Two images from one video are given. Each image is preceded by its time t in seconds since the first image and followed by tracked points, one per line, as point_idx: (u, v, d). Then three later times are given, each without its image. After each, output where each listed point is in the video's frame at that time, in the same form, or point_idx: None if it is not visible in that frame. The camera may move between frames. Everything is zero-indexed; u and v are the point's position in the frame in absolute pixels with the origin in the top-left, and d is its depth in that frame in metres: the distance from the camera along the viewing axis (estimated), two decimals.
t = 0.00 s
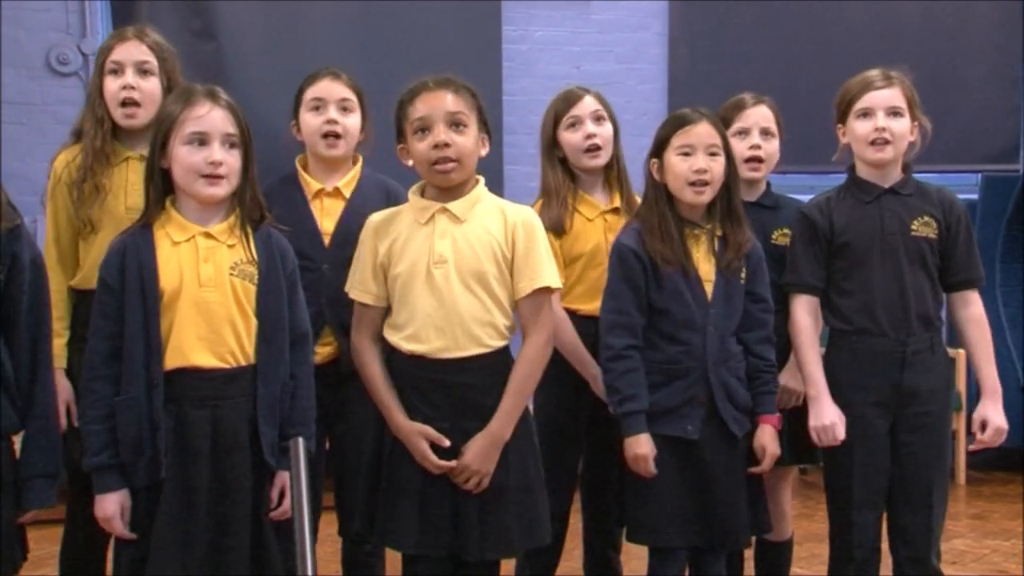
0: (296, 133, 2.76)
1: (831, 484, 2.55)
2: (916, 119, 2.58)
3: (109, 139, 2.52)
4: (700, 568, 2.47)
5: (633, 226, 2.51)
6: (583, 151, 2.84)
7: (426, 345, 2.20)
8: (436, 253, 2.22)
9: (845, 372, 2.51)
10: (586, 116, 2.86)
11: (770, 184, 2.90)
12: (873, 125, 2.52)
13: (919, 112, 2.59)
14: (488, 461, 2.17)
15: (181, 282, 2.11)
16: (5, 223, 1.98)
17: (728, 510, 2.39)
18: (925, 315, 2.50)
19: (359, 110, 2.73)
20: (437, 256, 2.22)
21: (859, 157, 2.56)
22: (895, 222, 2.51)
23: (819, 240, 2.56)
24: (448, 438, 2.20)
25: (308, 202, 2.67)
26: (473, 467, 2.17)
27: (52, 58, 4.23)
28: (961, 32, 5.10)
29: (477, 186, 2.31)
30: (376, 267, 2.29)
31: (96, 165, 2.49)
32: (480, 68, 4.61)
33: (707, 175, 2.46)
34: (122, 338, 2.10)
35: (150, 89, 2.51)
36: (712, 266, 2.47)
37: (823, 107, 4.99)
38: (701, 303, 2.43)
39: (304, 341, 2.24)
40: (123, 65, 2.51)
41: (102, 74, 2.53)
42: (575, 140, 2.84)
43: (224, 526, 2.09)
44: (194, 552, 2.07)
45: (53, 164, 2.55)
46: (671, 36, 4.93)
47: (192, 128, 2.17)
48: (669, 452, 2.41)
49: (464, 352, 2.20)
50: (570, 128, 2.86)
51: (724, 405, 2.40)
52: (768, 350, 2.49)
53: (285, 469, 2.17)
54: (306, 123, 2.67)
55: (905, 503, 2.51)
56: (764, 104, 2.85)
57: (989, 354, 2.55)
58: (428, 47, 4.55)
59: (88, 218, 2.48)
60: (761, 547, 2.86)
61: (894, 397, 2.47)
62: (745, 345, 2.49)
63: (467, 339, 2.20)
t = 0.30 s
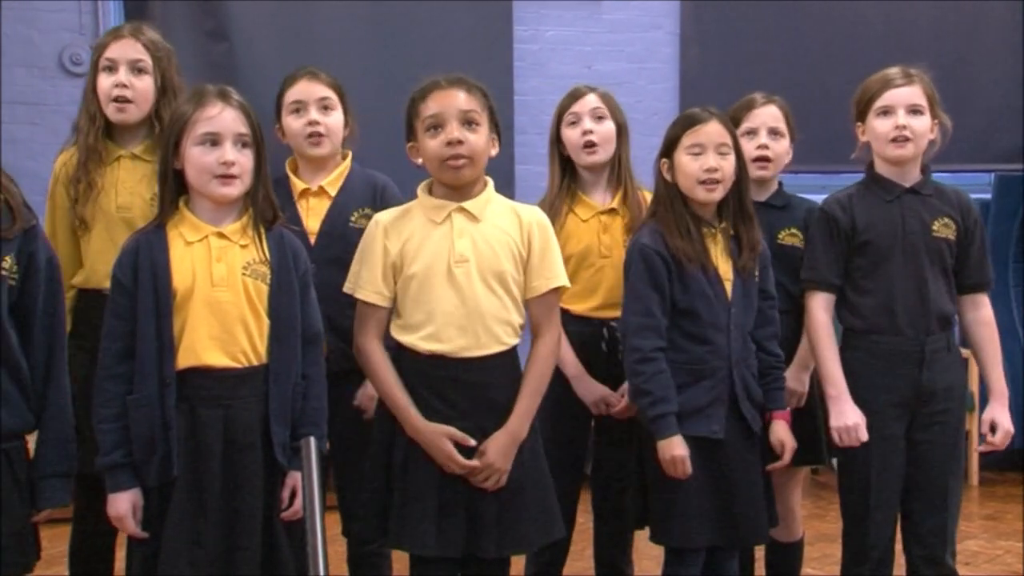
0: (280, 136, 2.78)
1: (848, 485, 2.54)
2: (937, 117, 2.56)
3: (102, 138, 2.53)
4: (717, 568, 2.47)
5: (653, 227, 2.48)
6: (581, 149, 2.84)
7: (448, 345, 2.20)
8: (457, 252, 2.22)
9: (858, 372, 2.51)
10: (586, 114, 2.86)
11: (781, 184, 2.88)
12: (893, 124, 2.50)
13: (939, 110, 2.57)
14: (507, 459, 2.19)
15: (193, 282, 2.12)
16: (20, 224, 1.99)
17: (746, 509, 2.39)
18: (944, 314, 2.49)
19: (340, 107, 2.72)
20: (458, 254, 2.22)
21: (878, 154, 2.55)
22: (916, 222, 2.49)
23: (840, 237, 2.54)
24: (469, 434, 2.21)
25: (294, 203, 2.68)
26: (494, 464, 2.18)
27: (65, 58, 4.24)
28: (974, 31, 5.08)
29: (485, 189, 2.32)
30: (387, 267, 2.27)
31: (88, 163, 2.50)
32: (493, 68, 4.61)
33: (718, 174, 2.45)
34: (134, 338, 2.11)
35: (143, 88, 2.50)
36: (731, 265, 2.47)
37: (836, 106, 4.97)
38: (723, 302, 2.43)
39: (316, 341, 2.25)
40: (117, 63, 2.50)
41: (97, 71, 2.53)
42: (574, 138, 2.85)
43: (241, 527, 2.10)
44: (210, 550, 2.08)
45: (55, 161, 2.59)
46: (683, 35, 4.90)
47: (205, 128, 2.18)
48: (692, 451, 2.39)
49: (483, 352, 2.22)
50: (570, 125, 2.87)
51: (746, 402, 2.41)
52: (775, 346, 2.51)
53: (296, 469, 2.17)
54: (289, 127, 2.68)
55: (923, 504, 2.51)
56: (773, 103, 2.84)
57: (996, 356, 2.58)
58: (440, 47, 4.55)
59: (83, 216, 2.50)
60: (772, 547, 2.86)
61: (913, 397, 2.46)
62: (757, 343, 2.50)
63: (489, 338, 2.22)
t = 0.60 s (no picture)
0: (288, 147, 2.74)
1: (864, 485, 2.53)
2: (970, 116, 2.53)
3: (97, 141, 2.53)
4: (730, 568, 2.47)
5: (665, 227, 2.46)
6: (575, 146, 2.84)
7: (485, 344, 2.22)
8: (491, 252, 2.24)
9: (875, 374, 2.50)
10: (585, 111, 2.85)
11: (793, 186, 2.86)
12: (925, 125, 2.48)
13: (971, 110, 2.54)
14: (531, 453, 2.24)
15: (206, 281, 2.13)
16: (36, 223, 2.01)
17: (760, 509, 2.39)
18: (971, 316, 2.47)
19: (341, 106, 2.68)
20: (493, 254, 2.24)
21: (911, 154, 2.52)
22: (947, 225, 2.48)
23: (870, 239, 2.51)
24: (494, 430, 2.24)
25: (318, 208, 2.65)
26: (520, 461, 2.22)
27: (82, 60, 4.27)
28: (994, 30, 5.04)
29: (498, 193, 2.34)
30: (417, 267, 2.23)
31: (84, 167, 2.50)
32: (509, 68, 4.60)
33: (732, 175, 2.44)
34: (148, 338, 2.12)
35: (141, 90, 2.52)
36: (743, 266, 2.46)
37: (854, 106, 4.94)
38: (736, 302, 2.42)
39: (330, 341, 2.25)
40: (115, 65, 2.51)
41: (93, 73, 2.53)
42: (569, 134, 2.86)
43: (254, 525, 2.10)
44: (224, 549, 2.09)
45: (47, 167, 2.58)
46: (697, 35, 4.82)
47: (218, 125, 2.19)
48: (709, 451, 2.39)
49: (510, 350, 2.25)
50: (568, 122, 2.87)
51: (758, 401, 2.41)
52: (786, 345, 2.51)
53: (309, 469, 2.18)
54: (297, 139, 2.65)
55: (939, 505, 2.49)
56: (790, 105, 2.83)
57: None
58: (455, 46, 4.55)
59: (78, 221, 2.49)
60: (786, 548, 2.85)
61: (933, 398, 2.45)
62: (769, 343, 2.49)
63: (518, 334, 2.26)
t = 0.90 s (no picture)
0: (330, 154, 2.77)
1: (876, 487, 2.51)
2: (986, 115, 2.50)
3: (115, 142, 2.53)
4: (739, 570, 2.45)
5: (669, 228, 2.47)
6: (570, 142, 2.84)
7: (510, 343, 2.22)
8: (513, 252, 2.25)
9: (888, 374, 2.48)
10: (583, 108, 2.85)
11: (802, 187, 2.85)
12: (942, 122, 2.44)
13: (988, 107, 2.50)
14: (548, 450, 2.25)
15: (213, 281, 2.13)
16: (47, 221, 2.02)
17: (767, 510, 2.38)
18: (988, 315, 2.44)
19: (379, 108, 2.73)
20: (516, 254, 2.25)
21: (927, 153, 2.49)
22: (962, 224, 2.45)
23: (885, 240, 2.50)
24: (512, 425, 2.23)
25: (367, 209, 2.64)
26: (541, 458, 2.23)
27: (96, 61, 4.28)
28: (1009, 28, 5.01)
29: (511, 193, 2.34)
30: (442, 266, 2.21)
31: (101, 168, 2.50)
32: (521, 67, 4.58)
33: (741, 176, 2.43)
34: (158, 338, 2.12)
35: (162, 91, 2.53)
36: (747, 266, 2.45)
37: (867, 105, 4.92)
38: (739, 302, 2.41)
39: (340, 341, 2.24)
40: (136, 66, 2.52)
41: (112, 73, 2.53)
42: (565, 129, 2.85)
43: (260, 526, 2.10)
44: (231, 549, 2.09)
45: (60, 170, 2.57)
46: (710, 33, 4.77)
47: (225, 120, 2.20)
48: (704, 450, 2.38)
49: (528, 348, 2.26)
50: (566, 117, 2.87)
51: (762, 401, 2.38)
52: (800, 347, 2.49)
53: (320, 471, 2.18)
54: (339, 139, 2.68)
55: (951, 508, 2.48)
56: (803, 104, 2.80)
57: None
58: (467, 45, 4.54)
59: (97, 221, 2.49)
60: (799, 549, 2.83)
61: (947, 398, 2.43)
62: (780, 343, 2.47)
63: (535, 334, 2.28)
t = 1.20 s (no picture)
0: (376, 142, 2.82)
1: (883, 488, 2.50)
2: (986, 115, 2.52)
3: (155, 141, 2.53)
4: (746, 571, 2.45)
5: (675, 228, 2.48)
6: (581, 140, 2.82)
7: (516, 343, 2.22)
8: (519, 252, 2.25)
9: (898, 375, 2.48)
10: (596, 108, 2.84)
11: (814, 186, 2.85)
12: (942, 122, 2.46)
13: (989, 108, 2.53)
14: (560, 451, 2.23)
15: (229, 281, 2.14)
16: (52, 220, 2.02)
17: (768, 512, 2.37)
18: (994, 315, 2.44)
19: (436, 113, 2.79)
20: (521, 254, 2.24)
21: (928, 153, 2.50)
22: (963, 223, 2.45)
23: (886, 245, 2.51)
24: (519, 429, 2.23)
25: (405, 208, 2.68)
26: (549, 460, 2.22)
27: (109, 61, 4.29)
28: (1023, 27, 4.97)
29: (527, 191, 2.35)
30: (445, 267, 2.24)
31: (145, 166, 2.49)
32: (532, 67, 4.56)
33: (752, 173, 2.43)
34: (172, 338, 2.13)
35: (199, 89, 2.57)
36: (754, 265, 2.44)
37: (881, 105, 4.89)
38: (742, 302, 2.41)
39: (353, 342, 2.25)
40: (172, 66, 2.55)
41: (147, 75, 2.56)
42: (576, 127, 2.82)
43: (270, 527, 2.11)
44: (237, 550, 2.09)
45: (93, 168, 2.52)
46: (722, 34, 4.75)
47: (240, 120, 2.20)
48: (705, 449, 2.38)
49: (542, 348, 2.25)
50: (576, 116, 2.85)
51: (765, 403, 2.37)
52: (812, 350, 2.47)
53: (332, 471, 2.18)
54: (389, 129, 2.72)
55: (958, 509, 2.47)
56: (813, 105, 2.81)
57: None
58: (479, 45, 4.49)
59: (144, 220, 2.48)
60: (811, 550, 2.83)
61: (957, 399, 2.42)
62: (791, 345, 2.46)
63: (546, 334, 2.26)
